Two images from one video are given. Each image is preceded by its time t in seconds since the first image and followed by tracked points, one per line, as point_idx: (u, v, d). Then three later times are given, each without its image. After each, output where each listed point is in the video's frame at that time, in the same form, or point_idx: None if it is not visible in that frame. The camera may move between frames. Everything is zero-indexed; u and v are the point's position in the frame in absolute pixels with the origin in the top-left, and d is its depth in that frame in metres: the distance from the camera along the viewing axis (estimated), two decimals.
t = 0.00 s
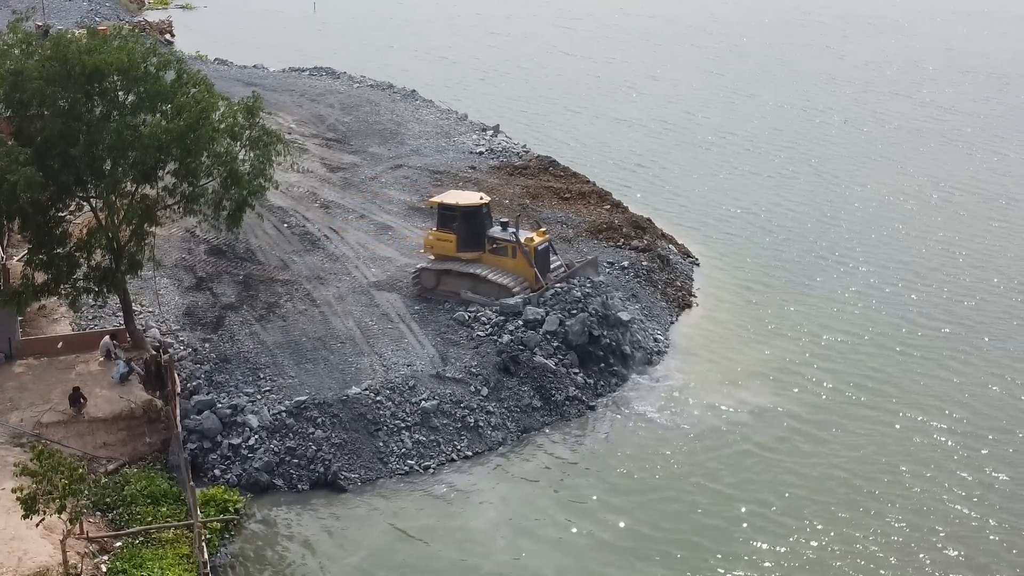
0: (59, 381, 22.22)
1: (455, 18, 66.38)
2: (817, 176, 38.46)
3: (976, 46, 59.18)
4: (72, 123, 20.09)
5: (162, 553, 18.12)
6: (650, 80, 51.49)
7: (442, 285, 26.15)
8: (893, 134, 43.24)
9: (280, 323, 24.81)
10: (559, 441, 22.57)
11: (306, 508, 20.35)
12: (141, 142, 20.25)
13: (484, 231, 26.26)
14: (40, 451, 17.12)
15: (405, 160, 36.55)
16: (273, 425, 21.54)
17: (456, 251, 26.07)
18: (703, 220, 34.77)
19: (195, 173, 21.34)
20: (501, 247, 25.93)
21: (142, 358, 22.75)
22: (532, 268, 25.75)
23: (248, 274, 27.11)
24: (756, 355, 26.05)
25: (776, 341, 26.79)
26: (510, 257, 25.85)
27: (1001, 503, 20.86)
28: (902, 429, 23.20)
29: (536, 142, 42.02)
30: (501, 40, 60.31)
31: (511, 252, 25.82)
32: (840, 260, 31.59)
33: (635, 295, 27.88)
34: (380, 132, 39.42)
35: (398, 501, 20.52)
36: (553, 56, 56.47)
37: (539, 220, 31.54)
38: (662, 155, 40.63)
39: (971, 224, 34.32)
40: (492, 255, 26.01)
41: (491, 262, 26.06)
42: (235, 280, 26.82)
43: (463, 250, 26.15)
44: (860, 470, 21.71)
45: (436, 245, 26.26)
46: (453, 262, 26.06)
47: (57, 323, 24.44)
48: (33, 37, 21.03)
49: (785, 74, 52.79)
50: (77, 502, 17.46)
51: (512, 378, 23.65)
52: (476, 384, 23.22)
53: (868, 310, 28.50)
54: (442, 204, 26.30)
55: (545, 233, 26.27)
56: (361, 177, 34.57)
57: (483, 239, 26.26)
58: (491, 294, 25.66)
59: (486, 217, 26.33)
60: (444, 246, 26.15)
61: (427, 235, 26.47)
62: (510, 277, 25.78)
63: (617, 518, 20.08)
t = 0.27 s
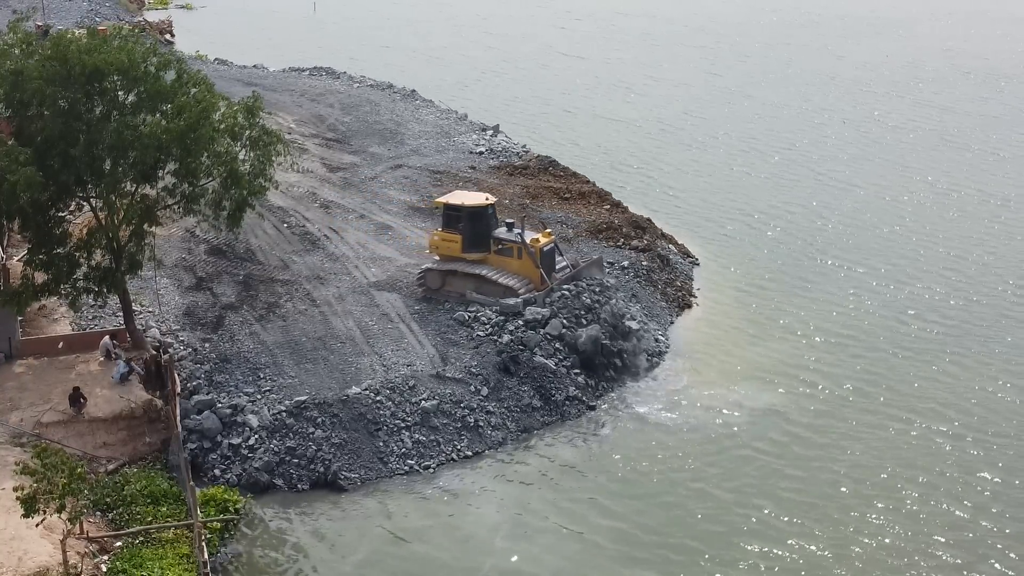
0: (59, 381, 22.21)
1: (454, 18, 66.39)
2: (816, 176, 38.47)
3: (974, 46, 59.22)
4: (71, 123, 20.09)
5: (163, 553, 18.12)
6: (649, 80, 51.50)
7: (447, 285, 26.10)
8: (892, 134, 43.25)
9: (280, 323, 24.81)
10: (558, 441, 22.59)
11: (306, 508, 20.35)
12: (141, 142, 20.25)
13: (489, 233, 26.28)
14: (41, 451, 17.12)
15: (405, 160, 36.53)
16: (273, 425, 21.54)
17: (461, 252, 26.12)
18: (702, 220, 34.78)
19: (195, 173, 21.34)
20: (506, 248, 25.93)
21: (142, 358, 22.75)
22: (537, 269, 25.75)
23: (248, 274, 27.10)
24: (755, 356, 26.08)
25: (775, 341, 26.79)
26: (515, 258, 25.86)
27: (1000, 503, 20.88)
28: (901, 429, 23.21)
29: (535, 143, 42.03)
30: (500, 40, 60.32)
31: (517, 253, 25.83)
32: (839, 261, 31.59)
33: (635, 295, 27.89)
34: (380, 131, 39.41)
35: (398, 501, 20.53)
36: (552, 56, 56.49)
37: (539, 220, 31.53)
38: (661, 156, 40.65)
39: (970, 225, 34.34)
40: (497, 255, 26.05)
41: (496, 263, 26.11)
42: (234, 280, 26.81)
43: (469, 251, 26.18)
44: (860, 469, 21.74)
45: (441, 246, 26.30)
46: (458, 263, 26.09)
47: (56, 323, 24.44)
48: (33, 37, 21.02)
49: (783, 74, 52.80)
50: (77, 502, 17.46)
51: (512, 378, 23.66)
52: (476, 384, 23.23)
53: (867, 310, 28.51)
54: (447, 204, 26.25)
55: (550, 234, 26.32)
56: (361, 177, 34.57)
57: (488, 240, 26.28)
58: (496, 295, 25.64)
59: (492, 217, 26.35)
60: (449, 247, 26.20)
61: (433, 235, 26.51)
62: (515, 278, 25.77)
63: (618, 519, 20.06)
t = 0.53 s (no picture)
0: (59, 381, 22.22)
1: (453, 19, 66.40)
2: (816, 176, 38.48)
3: (973, 46, 59.27)
4: (72, 123, 20.10)
5: (163, 554, 18.13)
6: (649, 81, 51.51)
7: (452, 286, 26.04)
8: (892, 135, 43.28)
9: (280, 323, 24.82)
10: (559, 441, 22.60)
11: (307, 508, 20.36)
12: (142, 142, 20.26)
13: (495, 235, 26.18)
14: (42, 451, 17.14)
15: (405, 160, 36.54)
16: (273, 426, 21.54)
17: (466, 253, 26.05)
18: (703, 221, 34.79)
19: (196, 174, 21.35)
20: (510, 249, 25.93)
21: (142, 358, 22.75)
22: (542, 270, 25.74)
23: (248, 274, 27.11)
24: (756, 356, 26.09)
25: (776, 342, 26.81)
26: (520, 259, 25.85)
27: (1000, 501, 20.91)
28: (901, 429, 23.24)
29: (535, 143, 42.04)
30: (499, 41, 60.34)
31: (522, 254, 25.81)
32: (839, 261, 31.61)
33: (635, 295, 27.91)
34: (380, 132, 39.41)
35: (399, 501, 20.54)
36: (551, 57, 56.50)
37: (539, 221, 31.55)
38: (661, 156, 40.66)
39: (970, 225, 34.37)
40: (502, 257, 26.05)
41: (500, 264, 26.10)
42: (235, 280, 26.82)
43: (474, 252, 26.12)
44: (861, 469, 21.77)
45: (446, 246, 26.25)
46: (463, 264, 26.05)
47: (56, 323, 24.44)
48: (33, 37, 21.03)
49: (783, 74, 52.80)
50: (77, 502, 17.47)
51: (512, 378, 23.66)
52: (476, 384, 23.23)
53: (867, 310, 28.53)
54: (452, 204, 26.30)
55: (556, 236, 26.29)
56: (362, 177, 34.58)
57: (494, 241, 26.22)
58: (500, 296, 25.64)
59: (497, 219, 26.29)
60: (454, 248, 26.15)
61: (438, 235, 26.45)
62: (520, 280, 25.75)
63: (619, 519, 20.07)
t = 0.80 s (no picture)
0: (59, 382, 22.22)
1: (453, 19, 66.41)
2: (816, 177, 38.50)
3: (971, 47, 59.30)
4: (72, 124, 20.10)
5: (163, 554, 18.14)
6: (648, 82, 51.53)
7: (452, 287, 26.07)
8: (892, 136, 43.29)
9: (280, 324, 24.82)
10: (559, 441, 22.61)
11: (307, 509, 20.37)
12: (141, 143, 20.26)
13: (495, 236, 26.22)
14: (42, 452, 17.14)
15: (405, 161, 36.54)
16: (273, 426, 21.53)
17: (467, 254, 26.12)
18: (702, 222, 34.80)
19: (196, 175, 21.35)
20: (511, 249, 25.95)
21: (142, 359, 22.76)
22: (542, 271, 25.72)
23: (248, 275, 27.11)
24: (756, 357, 26.11)
25: (775, 342, 26.82)
26: (520, 260, 25.85)
27: (999, 500, 20.96)
28: (901, 429, 23.25)
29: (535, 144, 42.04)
30: (499, 42, 60.35)
31: (522, 254, 25.82)
32: (839, 262, 31.62)
33: (635, 295, 27.92)
34: (379, 132, 39.42)
35: (398, 501, 20.56)
36: (551, 58, 56.51)
37: (539, 221, 31.56)
38: (661, 157, 40.67)
39: (970, 226, 34.39)
40: (502, 257, 26.07)
41: (501, 265, 26.10)
42: (234, 280, 26.83)
43: (475, 252, 26.17)
44: (861, 470, 21.78)
45: (447, 247, 26.34)
46: (464, 265, 26.08)
47: (56, 324, 24.44)
48: (33, 37, 21.03)
49: (782, 75, 52.81)
50: (77, 503, 17.47)
51: (512, 379, 23.66)
52: (475, 385, 23.22)
53: (866, 311, 28.55)
54: (453, 204, 26.36)
55: (558, 237, 26.25)
56: (361, 177, 34.58)
57: (494, 242, 26.26)
58: (501, 296, 25.63)
59: (498, 219, 26.33)
60: (455, 248, 26.22)
61: (439, 236, 26.56)
62: (522, 280, 25.73)
63: (619, 520, 20.08)
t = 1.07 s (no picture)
0: (60, 383, 22.22)
1: (453, 20, 66.44)
2: (816, 178, 38.50)
3: (971, 48, 59.32)
4: (72, 125, 20.10)
5: (163, 555, 18.13)
6: (648, 83, 51.53)
7: (450, 287, 26.12)
8: (892, 136, 43.28)
9: (280, 325, 24.82)
10: (559, 442, 22.61)
11: (307, 510, 20.37)
12: (141, 144, 20.25)
13: (494, 236, 26.33)
14: (42, 453, 17.14)
15: (405, 161, 36.53)
16: (273, 427, 21.52)
17: (465, 254, 26.19)
18: (702, 223, 34.80)
19: (197, 175, 21.34)
20: (510, 250, 25.99)
21: (143, 360, 22.75)
22: (540, 271, 25.75)
23: (248, 276, 27.10)
24: (756, 358, 26.12)
25: (775, 344, 26.83)
26: (519, 261, 25.91)
27: (1000, 502, 20.96)
28: (901, 430, 23.26)
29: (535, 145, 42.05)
30: (498, 43, 60.37)
31: (521, 255, 25.87)
32: (839, 263, 31.63)
33: (636, 296, 27.92)
34: (379, 133, 39.43)
35: (399, 502, 20.55)
36: (551, 59, 56.52)
37: (539, 222, 31.56)
38: (661, 158, 40.68)
39: (970, 227, 34.39)
40: (501, 257, 26.12)
41: (500, 265, 26.18)
42: (235, 281, 26.83)
43: (473, 253, 26.23)
44: (861, 471, 21.80)
45: (446, 247, 26.37)
46: (462, 265, 26.12)
47: (56, 324, 24.44)
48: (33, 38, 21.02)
49: (782, 76, 52.81)
50: (77, 504, 17.46)
51: (513, 379, 23.66)
52: (476, 386, 23.22)
53: (867, 312, 28.55)
54: (451, 205, 26.38)
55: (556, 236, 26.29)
56: (361, 178, 34.58)
57: (493, 242, 26.34)
58: (500, 297, 25.70)
59: (496, 220, 26.38)
60: (454, 249, 26.29)
61: (438, 237, 26.61)
62: (520, 281, 25.80)
63: (619, 521, 20.08)
